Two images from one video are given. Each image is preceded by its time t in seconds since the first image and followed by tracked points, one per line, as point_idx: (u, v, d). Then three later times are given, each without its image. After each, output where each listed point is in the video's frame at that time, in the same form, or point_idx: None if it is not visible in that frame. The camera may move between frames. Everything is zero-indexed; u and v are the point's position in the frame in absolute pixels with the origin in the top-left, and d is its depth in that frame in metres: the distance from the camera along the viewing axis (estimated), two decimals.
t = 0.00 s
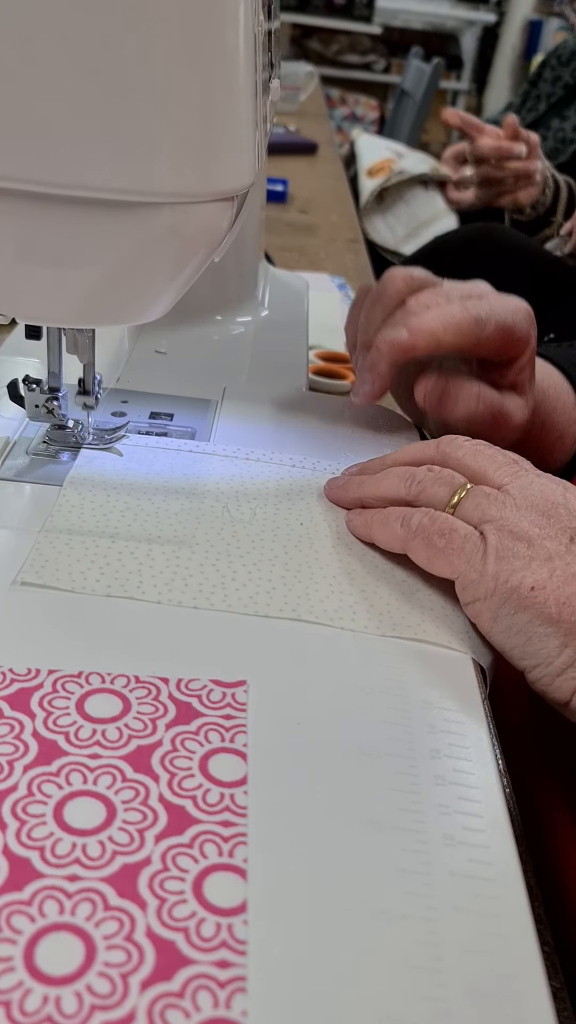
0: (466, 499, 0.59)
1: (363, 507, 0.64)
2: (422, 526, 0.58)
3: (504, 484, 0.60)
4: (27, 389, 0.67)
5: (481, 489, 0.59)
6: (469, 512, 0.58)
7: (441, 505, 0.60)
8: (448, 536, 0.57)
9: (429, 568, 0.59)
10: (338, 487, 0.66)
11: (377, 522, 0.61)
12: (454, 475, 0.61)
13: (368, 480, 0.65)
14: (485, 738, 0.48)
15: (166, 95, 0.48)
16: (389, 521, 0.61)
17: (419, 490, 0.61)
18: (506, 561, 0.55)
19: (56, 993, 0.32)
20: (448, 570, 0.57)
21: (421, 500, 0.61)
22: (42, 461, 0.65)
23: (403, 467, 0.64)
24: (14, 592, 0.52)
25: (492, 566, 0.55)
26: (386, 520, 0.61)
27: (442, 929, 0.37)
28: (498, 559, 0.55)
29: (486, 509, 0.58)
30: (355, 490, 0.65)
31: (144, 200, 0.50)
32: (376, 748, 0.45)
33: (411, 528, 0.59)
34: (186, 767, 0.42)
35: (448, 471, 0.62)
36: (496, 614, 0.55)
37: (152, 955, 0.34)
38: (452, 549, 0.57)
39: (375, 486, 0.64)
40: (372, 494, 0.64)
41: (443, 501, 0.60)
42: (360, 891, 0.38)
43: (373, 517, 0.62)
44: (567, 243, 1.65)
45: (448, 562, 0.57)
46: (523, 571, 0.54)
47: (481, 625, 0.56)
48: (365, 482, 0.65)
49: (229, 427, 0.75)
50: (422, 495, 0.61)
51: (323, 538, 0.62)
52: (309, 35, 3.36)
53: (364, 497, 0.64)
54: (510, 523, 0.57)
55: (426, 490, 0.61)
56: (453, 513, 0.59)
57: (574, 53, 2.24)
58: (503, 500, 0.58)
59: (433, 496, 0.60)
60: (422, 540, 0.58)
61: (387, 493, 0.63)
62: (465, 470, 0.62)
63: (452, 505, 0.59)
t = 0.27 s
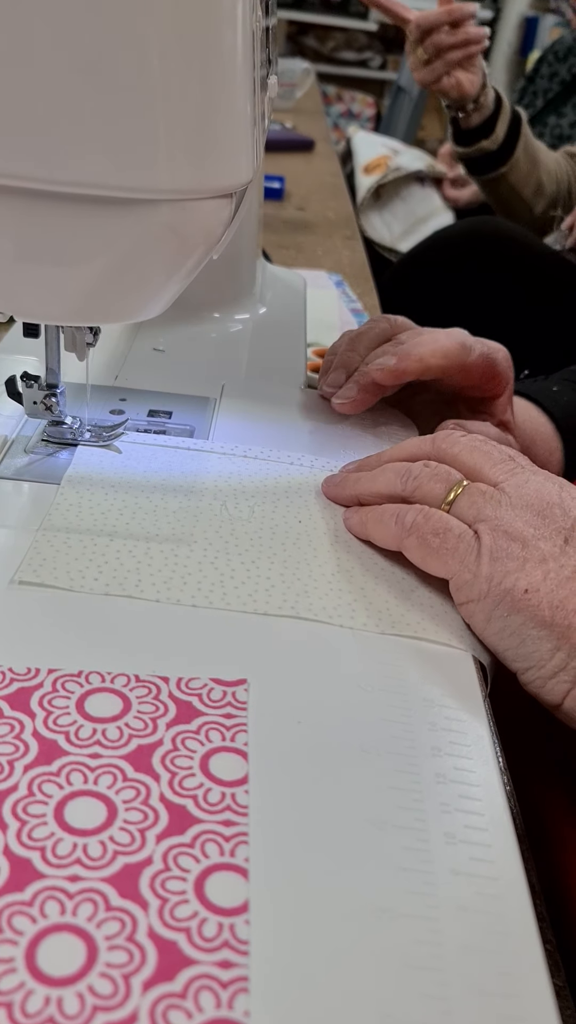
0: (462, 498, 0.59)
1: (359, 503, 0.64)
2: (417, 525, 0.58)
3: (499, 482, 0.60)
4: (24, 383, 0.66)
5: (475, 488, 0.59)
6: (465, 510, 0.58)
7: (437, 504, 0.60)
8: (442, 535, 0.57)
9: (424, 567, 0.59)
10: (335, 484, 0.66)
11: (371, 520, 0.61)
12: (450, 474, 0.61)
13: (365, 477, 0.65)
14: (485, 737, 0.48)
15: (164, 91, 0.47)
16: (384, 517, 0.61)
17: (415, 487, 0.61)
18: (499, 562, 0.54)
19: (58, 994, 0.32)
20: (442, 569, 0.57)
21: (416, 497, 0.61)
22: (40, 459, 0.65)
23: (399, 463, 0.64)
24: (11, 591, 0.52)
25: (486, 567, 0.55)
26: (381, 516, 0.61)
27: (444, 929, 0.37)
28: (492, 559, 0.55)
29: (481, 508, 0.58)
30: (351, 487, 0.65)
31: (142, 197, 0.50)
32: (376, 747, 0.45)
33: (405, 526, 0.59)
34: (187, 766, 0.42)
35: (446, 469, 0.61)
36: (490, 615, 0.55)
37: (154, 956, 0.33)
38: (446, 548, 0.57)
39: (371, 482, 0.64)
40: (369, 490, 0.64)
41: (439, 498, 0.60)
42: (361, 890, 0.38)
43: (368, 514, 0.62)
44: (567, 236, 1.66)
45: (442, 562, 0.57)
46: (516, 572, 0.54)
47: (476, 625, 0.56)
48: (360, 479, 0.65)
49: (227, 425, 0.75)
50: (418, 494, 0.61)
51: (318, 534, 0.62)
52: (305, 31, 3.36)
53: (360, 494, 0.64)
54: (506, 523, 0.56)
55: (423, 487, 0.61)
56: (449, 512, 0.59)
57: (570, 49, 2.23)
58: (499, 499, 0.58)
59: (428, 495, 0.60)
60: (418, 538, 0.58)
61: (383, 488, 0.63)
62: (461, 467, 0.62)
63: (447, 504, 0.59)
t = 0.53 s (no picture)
0: (457, 494, 0.60)
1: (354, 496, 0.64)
2: (414, 520, 0.59)
3: (492, 480, 0.61)
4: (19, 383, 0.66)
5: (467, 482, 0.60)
6: (460, 506, 0.59)
7: (432, 499, 0.60)
8: (439, 533, 0.57)
9: (418, 562, 0.59)
10: (332, 476, 0.66)
11: (368, 513, 0.61)
12: (445, 469, 0.61)
13: (359, 467, 0.65)
14: (480, 733, 0.48)
15: (159, 89, 0.47)
16: (380, 511, 0.60)
17: (410, 482, 0.61)
18: (494, 561, 0.55)
19: (55, 992, 0.32)
20: (436, 566, 0.57)
21: (412, 491, 0.61)
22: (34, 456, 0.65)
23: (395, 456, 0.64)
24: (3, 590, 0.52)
25: (480, 565, 0.55)
26: (378, 511, 0.61)
27: (441, 926, 0.37)
28: (487, 558, 0.55)
29: (476, 506, 0.58)
30: (347, 478, 0.65)
31: (136, 195, 0.50)
32: (371, 745, 0.45)
33: (403, 520, 0.59)
34: (183, 765, 0.42)
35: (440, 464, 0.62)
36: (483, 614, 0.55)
37: (151, 954, 0.33)
38: (441, 545, 0.57)
39: (366, 475, 0.64)
40: (364, 484, 0.64)
41: (434, 494, 0.60)
42: (358, 887, 0.38)
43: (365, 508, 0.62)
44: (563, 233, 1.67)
45: (436, 559, 0.57)
46: (510, 573, 0.55)
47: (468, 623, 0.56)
48: (355, 472, 0.65)
49: (223, 422, 0.75)
50: (413, 487, 0.61)
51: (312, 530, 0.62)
52: (299, 28, 3.35)
53: (355, 487, 0.64)
54: (500, 523, 0.57)
55: (418, 481, 0.61)
56: (444, 507, 0.60)
57: (564, 48, 2.24)
58: (495, 498, 0.59)
59: (423, 489, 0.61)
60: (414, 534, 0.58)
61: (378, 481, 0.63)
62: (455, 464, 0.63)
63: (442, 501, 0.60)
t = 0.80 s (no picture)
0: (483, 476, 0.63)
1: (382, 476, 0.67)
2: (441, 495, 0.61)
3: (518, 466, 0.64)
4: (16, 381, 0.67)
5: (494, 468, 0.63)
6: (485, 487, 0.62)
7: (458, 477, 0.63)
8: (464, 509, 0.60)
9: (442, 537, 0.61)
10: (361, 460, 0.69)
11: (398, 489, 0.64)
12: (471, 453, 0.64)
13: (391, 451, 0.68)
14: (477, 728, 0.49)
15: (156, 87, 0.47)
16: (410, 486, 0.63)
17: (438, 463, 0.65)
18: (514, 539, 0.58)
19: (52, 987, 0.32)
20: (459, 541, 0.60)
21: (440, 471, 0.64)
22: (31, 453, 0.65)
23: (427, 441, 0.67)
24: None
25: (502, 542, 0.58)
26: (408, 484, 0.64)
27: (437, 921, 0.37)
28: (508, 535, 0.58)
29: (501, 487, 0.61)
30: (376, 461, 0.68)
31: (133, 192, 0.50)
32: (368, 741, 0.45)
33: (431, 495, 0.62)
34: (179, 761, 0.42)
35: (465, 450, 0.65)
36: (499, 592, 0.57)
37: (147, 949, 0.34)
38: (465, 520, 0.60)
39: (395, 457, 0.67)
40: (392, 465, 0.67)
41: (460, 474, 0.63)
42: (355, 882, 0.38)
43: (394, 483, 0.65)
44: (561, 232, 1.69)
45: (459, 534, 0.60)
46: (530, 552, 0.57)
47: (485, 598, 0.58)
48: (385, 454, 0.68)
49: (220, 419, 0.75)
50: (441, 468, 0.65)
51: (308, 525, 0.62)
52: (297, 25, 3.35)
53: (383, 467, 0.67)
54: (524, 503, 0.60)
55: (446, 463, 0.64)
56: (470, 487, 0.62)
57: (561, 45, 2.24)
58: (519, 482, 0.62)
59: (451, 469, 0.64)
60: (439, 509, 0.61)
61: (407, 463, 0.66)
62: (480, 450, 0.66)
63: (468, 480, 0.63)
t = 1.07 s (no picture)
0: (488, 470, 0.63)
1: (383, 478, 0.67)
2: (448, 493, 0.61)
3: (524, 459, 0.64)
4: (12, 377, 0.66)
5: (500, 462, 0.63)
6: (491, 481, 0.62)
7: (463, 474, 0.63)
8: (471, 504, 0.60)
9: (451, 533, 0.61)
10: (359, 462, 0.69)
11: (402, 489, 0.64)
12: (475, 448, 0.65)
13: (389, 454, 0.67)
14: (472, 725, 0.49)
15: (151, 84, 0.47)
16: (414, 487, 0.63)
17: (442, 460, 0.65)
18: (525, 530, 0.58)
19: (48, 984, 0.32)
20: (469, 534, 0.60)
21: (443, 469, 0.64)
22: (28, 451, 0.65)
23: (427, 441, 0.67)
24: None
25: (512, 534, 0.58)
26: (411, 484, 0.63)
27: (433, 919, 0.38)
28: (519, 527, 0.58)
29: (508, 480, 0.62)
30: (376, 464, 0.67)
31: (127, 190, 0.50)
32: (363, 737, 0.46)
33: (436, 492, 0.62)
34: (175, 758, 0.42)
35: (469, 444, 0.65)
36: (514, 583, 0.58)
37: (143, 946, 0.34)
38: (474, 514, 0.59)
39: (396, 458, 0.67)
40: (393, 466, 0.67)
41: (466, 470, 0.63)
42: (351, 878, 0.38)
43: (398, 484, 0.64)
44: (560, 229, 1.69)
45: (468, 529, 0.60)
46: (541, 542, 0.57)
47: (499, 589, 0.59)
48: (386, 456, 0.67)
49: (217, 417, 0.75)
50: (445, 466, 0.64)
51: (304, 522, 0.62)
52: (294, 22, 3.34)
53: (384, 468, 0.67)
54: (532, 495, 0.60)
55: (449, 460, 0.64)
56: (476, 483, 0.62)
57: (560, 41, 2.22)
58: (525, 474, 0.62)
59: (455, 466, 0.64)
60: (447, 506, 0.61)
61: (409, 464, 0.66)
62: (483, 445, 0.66)
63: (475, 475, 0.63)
